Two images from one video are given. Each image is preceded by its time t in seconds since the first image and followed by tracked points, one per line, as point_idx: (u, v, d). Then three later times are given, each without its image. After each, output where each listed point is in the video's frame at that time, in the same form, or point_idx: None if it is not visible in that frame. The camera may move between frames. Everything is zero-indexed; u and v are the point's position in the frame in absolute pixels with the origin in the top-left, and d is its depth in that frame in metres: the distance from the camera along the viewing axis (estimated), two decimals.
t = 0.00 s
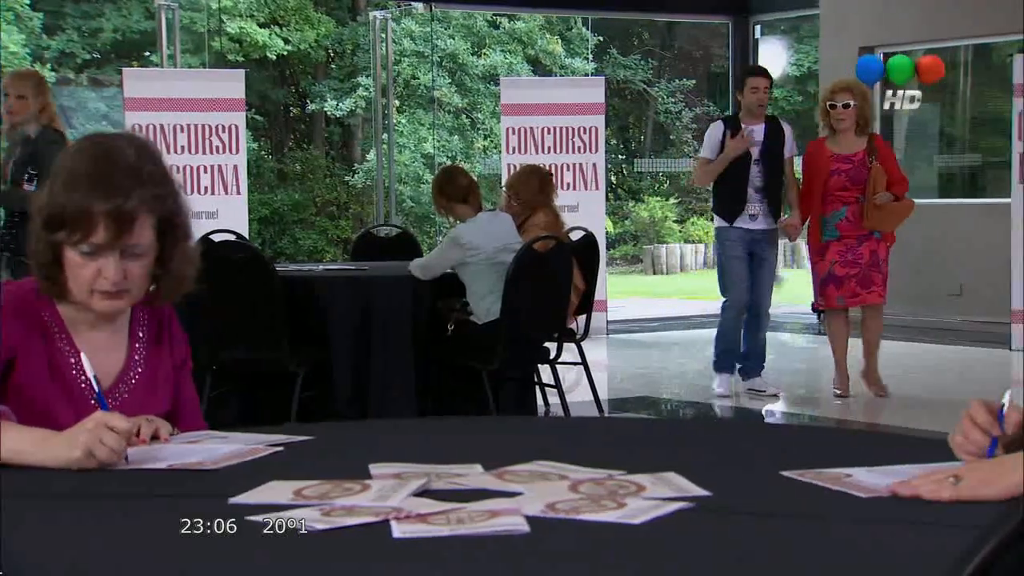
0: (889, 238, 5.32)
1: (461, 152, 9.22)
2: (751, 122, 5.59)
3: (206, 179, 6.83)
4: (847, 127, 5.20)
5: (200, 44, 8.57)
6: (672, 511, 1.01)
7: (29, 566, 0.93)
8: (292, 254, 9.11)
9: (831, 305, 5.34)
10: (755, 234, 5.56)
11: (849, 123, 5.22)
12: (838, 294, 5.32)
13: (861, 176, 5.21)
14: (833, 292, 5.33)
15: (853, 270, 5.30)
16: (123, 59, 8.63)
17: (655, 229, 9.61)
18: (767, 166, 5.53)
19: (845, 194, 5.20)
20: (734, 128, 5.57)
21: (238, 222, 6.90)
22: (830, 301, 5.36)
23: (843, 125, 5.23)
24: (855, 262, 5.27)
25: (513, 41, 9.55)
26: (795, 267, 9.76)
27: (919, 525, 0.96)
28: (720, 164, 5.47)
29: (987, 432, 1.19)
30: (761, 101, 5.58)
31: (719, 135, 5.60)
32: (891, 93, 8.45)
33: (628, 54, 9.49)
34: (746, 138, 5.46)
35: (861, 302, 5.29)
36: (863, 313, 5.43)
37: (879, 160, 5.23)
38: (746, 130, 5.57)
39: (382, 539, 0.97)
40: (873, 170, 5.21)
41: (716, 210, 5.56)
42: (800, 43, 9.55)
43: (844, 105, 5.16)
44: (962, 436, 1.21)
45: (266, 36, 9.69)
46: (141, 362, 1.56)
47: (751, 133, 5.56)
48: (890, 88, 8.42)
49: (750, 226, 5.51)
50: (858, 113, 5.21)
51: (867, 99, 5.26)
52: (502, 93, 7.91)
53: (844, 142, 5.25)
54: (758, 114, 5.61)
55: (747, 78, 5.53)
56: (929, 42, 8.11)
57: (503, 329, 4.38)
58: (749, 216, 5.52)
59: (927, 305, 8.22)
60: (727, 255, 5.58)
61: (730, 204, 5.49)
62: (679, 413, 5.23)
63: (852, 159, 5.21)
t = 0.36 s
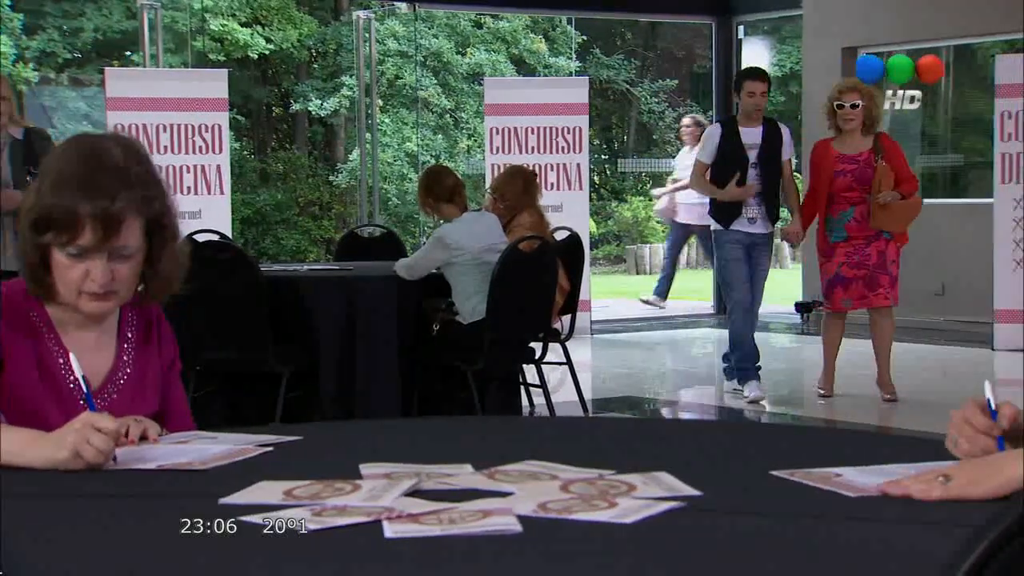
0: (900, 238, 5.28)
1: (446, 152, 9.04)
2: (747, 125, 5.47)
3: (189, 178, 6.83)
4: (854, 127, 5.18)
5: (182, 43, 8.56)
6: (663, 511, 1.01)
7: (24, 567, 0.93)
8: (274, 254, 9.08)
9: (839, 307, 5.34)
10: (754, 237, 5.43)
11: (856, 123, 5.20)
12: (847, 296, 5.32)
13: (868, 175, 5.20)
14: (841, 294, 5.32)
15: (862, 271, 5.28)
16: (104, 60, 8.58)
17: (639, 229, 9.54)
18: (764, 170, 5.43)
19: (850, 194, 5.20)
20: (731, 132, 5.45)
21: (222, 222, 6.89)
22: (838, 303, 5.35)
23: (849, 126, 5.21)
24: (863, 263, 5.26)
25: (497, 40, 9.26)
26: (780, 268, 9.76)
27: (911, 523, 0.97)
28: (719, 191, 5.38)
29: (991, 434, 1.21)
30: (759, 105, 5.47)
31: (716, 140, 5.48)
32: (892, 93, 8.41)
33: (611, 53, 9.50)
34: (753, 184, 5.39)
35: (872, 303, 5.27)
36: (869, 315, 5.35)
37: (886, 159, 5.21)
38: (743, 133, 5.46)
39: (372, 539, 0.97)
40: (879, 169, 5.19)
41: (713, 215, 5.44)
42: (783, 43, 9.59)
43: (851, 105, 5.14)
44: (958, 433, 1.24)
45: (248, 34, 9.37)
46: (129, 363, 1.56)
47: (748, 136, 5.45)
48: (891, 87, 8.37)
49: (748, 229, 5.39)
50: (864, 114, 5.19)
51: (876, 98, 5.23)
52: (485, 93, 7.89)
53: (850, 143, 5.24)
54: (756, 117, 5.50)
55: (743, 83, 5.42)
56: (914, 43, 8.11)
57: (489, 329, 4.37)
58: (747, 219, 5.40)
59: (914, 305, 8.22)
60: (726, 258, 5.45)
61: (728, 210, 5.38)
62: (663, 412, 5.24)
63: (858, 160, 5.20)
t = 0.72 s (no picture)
0: (901, 239, 5.18)
1: (420, 151, 9.15)
2: (734, 123, 5.34)
3: (163, 178, 6.81)
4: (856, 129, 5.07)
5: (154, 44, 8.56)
6: (647, 510, 1.02)
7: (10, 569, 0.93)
8: (248, 254, 9.07)
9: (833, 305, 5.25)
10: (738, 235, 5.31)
11: (857, 124, 5.09)
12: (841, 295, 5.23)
13: (870, 175, 5.08)
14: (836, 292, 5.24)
15: (859, 271, 5.19)
16: (76, 59, 8.58)
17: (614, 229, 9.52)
18: (750, 169, 5.29)
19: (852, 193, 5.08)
20: (718, 127, 5.29)
21: (197, 223, 6.86)
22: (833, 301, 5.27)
23: (851, 125, 5.09)
24: (862, 263, 5.17)
25: (473, 41, 9.29)
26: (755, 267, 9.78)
27: (901, 522, 0.97)
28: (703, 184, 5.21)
29: (974, 433, 1.22)
30: (747, 103, 5.31)
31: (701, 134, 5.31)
32: (893, 92, 8.31)
33: (586, 54, 9.49)
34: (738, 175, 5.20)
35: (864, 305, 5.20)
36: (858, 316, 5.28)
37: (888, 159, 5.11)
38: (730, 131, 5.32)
39: (359, 539, 0.97)
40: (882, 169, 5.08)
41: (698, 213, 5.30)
42: (756, 44, 9.60)
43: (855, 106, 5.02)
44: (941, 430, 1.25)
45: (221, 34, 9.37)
46: (109, 363, 1.56)
47: (735, 133, 5.31)
48: (892, 86, 8.26)
49: (732, 229, 5.27)
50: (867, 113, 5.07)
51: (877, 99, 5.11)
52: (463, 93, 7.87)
53: (852, 142, 5.12)
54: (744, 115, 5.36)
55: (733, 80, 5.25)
56: (890, 43, 8.13)
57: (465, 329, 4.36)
58: (731, 218, 5.27)
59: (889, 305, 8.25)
60: (712, 261, 5.31)
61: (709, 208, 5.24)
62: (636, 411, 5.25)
63: (861, 159, 5.08)
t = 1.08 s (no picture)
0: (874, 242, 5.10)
1: (388, 151, 9.14)
2: (717, 124, 5.21)
3: (128, 178, 6.77)
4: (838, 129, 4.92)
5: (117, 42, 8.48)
6: (626, 510, 1.02)
7: None
8: (212, 255, 9.04)
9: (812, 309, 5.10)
10: (721, 238, 5.20)
11: (839, 124, 4.95)
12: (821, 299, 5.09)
13: (853, 177, 4.97)
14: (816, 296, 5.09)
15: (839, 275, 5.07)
16: (38, 57, 8.52)
17: (580, 229, 9.51)
18: (733, 172, 5.17)
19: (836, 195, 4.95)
20: (700, 131, 5.18)
21: (162, 222, 6.83)
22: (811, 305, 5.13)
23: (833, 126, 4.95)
24: (842, 266, 5.04)
25: (440, 40, 9.29)
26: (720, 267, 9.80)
27: (882, 521, 0.98)
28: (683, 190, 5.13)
29: (948, 429, 1.23)
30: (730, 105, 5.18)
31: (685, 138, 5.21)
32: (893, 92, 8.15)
33: (553, 54, 9.48)
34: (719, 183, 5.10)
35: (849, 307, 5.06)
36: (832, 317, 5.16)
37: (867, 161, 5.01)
38: (713, 133, 5.20)
39: (339, 538, 0.97)
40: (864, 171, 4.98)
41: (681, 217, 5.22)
42: (722, 44, 9.55)
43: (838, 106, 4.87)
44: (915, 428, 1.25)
45: (185, 33, 9.33)
46: (81, 365, 1.55)
47: (717, 135, 5.18)
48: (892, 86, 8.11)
49: (714, 230, 5.16)
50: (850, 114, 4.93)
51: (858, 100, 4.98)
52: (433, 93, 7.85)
53: (833, 143, 4.98)
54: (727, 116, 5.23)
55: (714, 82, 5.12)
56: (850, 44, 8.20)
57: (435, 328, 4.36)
58: (714, 220, 5.16)
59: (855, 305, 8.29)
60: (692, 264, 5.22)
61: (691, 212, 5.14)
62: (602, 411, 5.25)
63: (845, 161, 4.95)
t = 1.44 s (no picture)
0: (846, 243, 5.04)
1: (348, 151, 9.12)
2: (704, 119, 5.05)
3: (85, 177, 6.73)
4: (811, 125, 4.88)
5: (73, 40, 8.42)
6: (599, 508, 1.02)
7: None
8: (170, 255, 8.94)
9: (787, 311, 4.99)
10: (714, 237, 5.06)
11: (811, 121, 4.91)
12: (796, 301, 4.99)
13: (827, 175, 4.92)
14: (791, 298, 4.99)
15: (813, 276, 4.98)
16: None
17: (540, 229, 9.54)
18: (726, 165, 5.01)
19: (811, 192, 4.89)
20: (689, 128, 5.03)
21: (119, 222, 6.79)
22: (785, 307, 5.02)
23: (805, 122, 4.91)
24: (816, 267, 4.96)
25: (400, 39, 9.26)
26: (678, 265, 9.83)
27: (853, 517, 0.99)
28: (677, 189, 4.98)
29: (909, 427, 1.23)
30: (717, 98, 5.02)
31: (674, 136, 5.07)
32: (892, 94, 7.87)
33: (512, 53, 9.50)
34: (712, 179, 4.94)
35: (820, 310, 4.99)
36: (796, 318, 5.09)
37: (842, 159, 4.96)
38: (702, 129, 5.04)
39: (314, 538, 0.97)
40: (839, 170, 4.93)
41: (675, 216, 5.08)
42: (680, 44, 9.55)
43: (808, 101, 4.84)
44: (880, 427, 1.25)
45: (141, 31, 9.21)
46: (46, 365, 1.55)
47: (706, 130, 5.02)
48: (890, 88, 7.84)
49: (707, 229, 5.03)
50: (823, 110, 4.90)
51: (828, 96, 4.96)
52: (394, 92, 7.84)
53: (806, 139, 4.93)
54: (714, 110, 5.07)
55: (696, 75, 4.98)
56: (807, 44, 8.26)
57: (398, 329, 4.35)
58: (708, 217, 5.03)
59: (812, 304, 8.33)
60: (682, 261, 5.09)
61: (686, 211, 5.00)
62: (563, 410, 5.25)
63: (819, 158, 4.91)
